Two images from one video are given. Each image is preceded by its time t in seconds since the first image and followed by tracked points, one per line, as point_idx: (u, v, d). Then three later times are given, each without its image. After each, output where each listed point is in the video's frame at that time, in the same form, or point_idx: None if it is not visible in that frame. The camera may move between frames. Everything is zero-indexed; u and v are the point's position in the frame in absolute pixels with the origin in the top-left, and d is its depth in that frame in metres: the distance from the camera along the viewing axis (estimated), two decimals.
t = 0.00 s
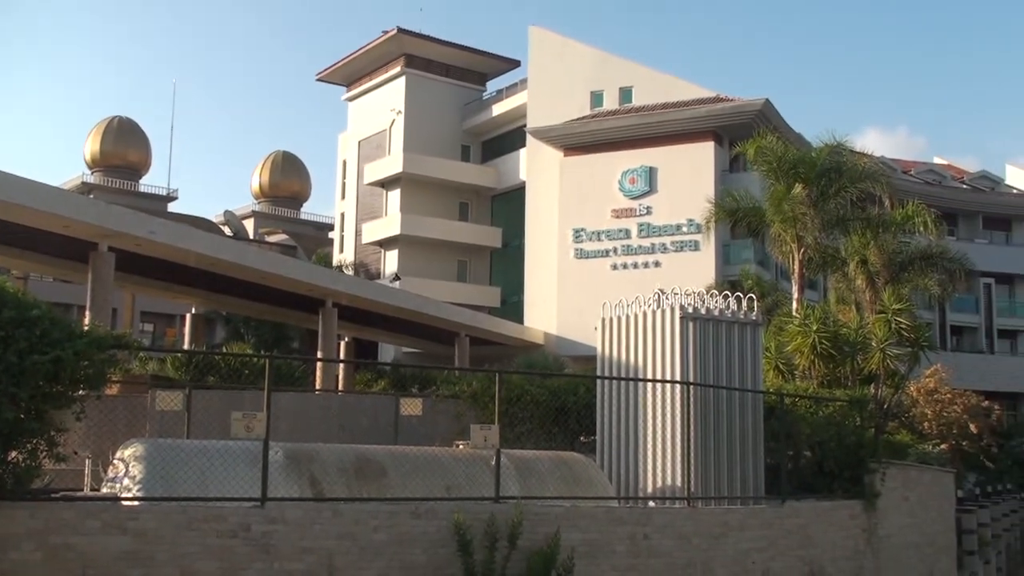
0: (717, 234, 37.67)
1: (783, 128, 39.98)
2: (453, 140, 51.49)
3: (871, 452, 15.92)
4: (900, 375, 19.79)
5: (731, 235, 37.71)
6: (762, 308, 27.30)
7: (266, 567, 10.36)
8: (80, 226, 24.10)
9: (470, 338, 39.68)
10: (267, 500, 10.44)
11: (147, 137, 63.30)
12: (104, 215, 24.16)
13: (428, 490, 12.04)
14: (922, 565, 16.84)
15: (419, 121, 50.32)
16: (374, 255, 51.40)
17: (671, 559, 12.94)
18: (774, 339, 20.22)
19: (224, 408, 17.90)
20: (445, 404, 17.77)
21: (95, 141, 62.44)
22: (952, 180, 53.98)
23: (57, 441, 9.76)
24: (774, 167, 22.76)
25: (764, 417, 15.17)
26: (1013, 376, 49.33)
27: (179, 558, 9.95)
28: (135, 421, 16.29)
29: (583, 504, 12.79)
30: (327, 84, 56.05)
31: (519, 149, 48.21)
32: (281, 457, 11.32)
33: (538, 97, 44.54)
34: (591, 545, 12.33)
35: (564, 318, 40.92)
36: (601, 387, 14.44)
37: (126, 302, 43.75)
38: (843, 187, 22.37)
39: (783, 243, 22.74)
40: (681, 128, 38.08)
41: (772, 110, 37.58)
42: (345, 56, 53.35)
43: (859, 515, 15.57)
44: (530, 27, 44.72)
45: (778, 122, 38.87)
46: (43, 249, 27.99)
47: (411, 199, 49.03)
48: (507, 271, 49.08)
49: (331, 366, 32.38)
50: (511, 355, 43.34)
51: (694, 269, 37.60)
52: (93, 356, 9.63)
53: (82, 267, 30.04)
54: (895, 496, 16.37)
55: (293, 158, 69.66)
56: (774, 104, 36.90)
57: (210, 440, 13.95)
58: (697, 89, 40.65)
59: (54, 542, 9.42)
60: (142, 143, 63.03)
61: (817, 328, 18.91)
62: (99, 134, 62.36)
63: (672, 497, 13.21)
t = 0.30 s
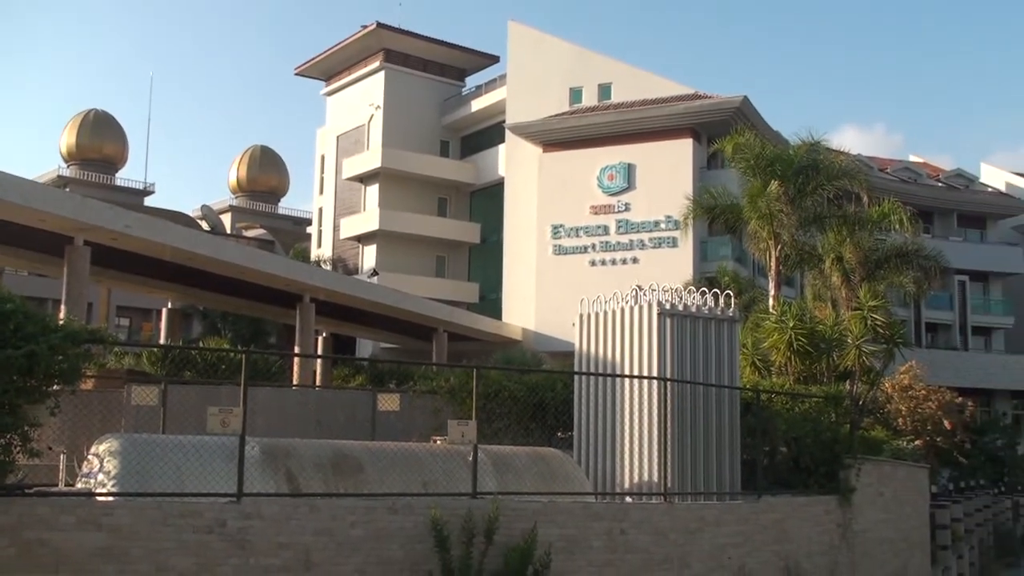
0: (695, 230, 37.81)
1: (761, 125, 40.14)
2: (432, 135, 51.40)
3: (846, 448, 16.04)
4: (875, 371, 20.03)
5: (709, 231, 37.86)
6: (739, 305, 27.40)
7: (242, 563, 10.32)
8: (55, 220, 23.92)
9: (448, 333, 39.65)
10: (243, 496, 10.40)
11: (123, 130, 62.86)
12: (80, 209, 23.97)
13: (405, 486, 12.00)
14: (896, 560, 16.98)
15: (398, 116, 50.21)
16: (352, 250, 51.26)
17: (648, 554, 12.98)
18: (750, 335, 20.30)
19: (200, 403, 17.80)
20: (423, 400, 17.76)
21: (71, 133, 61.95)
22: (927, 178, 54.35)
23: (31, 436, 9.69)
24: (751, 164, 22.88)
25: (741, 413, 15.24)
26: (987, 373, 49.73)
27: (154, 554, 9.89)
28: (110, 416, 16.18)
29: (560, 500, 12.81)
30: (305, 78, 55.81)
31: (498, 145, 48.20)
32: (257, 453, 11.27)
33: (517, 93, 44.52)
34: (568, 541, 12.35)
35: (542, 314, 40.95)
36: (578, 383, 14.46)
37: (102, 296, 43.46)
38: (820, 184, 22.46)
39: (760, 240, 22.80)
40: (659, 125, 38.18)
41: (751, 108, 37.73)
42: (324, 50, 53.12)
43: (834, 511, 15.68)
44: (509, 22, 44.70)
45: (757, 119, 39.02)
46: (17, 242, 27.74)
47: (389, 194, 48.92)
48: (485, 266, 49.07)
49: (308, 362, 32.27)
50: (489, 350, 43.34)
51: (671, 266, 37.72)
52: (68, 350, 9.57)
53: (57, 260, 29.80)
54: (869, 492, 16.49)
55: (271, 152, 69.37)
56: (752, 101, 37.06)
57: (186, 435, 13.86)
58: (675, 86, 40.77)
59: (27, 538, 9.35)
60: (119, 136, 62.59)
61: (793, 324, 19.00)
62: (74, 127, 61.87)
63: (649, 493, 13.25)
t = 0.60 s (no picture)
0: (678, 230, 37.91)
1: (743, 125, 40.29)
2: (415, 133, 51.32)
3: (826, 447, 16.11)
4: (856, 370, 20.11)
5: (692, 230, 37.97)
6: (721, 305, 27.46)
7: (223, 562, 10.29)
8: (35, 217, 23.73)
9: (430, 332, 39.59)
10: (224, 495, 10.36)
11: (104, 127, 62.50)
12: (60, 206, 23.80)
13: (387, 485, 11.98)
14: (877, 559, 17.08)
15: (381, 114, 50.12)
16: (334, 248, 51.12)
17: (630, 553, 13.00)
18: (732, 334, 20.34)
19: (181, 401, 17.72)
20: (405, 399, 17.71)
21: (51, 130, 61.57)
22: (908, 178, 54.64)
23: (10, 434, 9.64)
24: (734, 164, 22.98)
25: (723, 413, 15.28)
26: (967, 373, 50.06)
27: (135, 554, 9.84)
28: (90, 414, 16.08)
29: (542, 499, 12.83)
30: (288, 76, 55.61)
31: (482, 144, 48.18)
32: (238, 452, 11.23)
33: (501, 91, 44.49)
34: (550, 540, 12.36)
35: (524, 313, 40.96)
36: (561, 381, 14.47)
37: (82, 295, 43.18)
38: (802, 184, 22.55)
39: (742, 240, 22.86)
40: (642, 124, 38.24)
41: (733, 107, 37.87)
42: (306, 48, 52.96)
43: (815, 510, 15.75)
44: (493, 20, 44.69)
45: (739, 119, 39.16)
46: None
47: (372, 193, 48.83)
48: (468, 265, 49.02)
49: (290, 360, 32.16)
50: (472, 349, 43.30)
51: (654, 265, 37.82)
52: (47, 348, 9.50)
53: (36, 258, 29.59)
54: (851, 491, 16.57)
55: (254, 150, 69.13)
56: (735, 101, 37.20)
57: (166, 434, 13.80)
58: (659, 86, 40.86)
59: (6, 537, 9.28)
60: (100, 133, 62.23)
61: (775, 324, 19.07)
62: (55, 124, 61.48)
63: (631, 492, 13.28)
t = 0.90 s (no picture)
0: (662, 232, 37.99)
1: (727, 128, 40.43)
2: (400, 135, 51.27)
3: (809, 449, 16.17)
4: (839, 373, 20.19)
5: (675, 233, 38.06)
6: (705, 307, 27.53)
7: (206, 564, 10.26)
8: (16, 218, 23.59)
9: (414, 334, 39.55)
10: (207, 497, 10.33)
11: (87, 128, 62.21)
12: (42, 208, 23.67)
13: (370, 487, 11.96)
14: (858, 561, 17.15)
15: (366, 116, 50.07)
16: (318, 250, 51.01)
17: (614, 555, 13.02)
18: (715, 336, 20.39)
19: (165, 404, 17.66)
20: (389, 401, 17.67)
21: (33, 131, 61.23)
22: (891, 182, 54.91)
23: None
24: (717, 167, 23.10)
25: (706, 415, 15.32)
26: (949, 375, 50.36)
27: (117, 556, 9.80)
28: (71, 418, 15.97)
29: (525, 501, 12.83)
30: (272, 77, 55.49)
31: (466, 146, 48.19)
32: (221, 454, 11.20)
33: (485, 94, 44.51)
34: (534, 542, 12.37)
35: (508, 315, 40.95)
36: (545, 384, 14.47)
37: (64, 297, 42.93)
38: (785, 186, 22.70)
39: (726, 242, 22.99)
40: (626, 126, 38.33)
41: (717, 111, 38.01)
42: (291, 49, 52.85)
43: (798, 511, 15.82)
44: (477, 23, 44.73)
45: (723, 122, 39.30)
46: None
47: (356, 195, 48.77)
48: (452, 267, 48.99)
49: (274, 363, 32.05)
50: (456, 351, 43.27)
51: (638, 267, 37.90)
52: (29, 351, 9.46)
53: (18, 260, 29.42)
54: (833, 493, 16.65)
55: (237, 151, 68.92)
56: (718, 104, 37.33)
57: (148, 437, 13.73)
58: (643, 89, 40.97)
59: None
60: (82, 134, 61.94)
61: (758, 326, 19.16)
62: (37, 125, 61.15)
63: (614, 494, 13.31)
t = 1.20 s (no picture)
0: (651, 232, 38.02)
1: (717, 127, 40.51)
2: (389, 133, 51.22)
3: (797, 448, 16.22)
4: (827, 372, 20.27)
5: (665, 233, 38.09)
6: (695, 306, 27.57)
7: (194, 563, 10.23)
8: (5, 215, 23.50)
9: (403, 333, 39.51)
10: (196, 495, 10.31)
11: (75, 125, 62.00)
12: (30, 204, 23.56)
13: (360, 486, 11.96)
14: (846, 559, 17.21)
15: (356, 113, 50.00)
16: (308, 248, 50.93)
17: (602, 554, 13.04)
18: (704, 335, 20.44)
19: (153, 401, 17.62)
20: (378, 400, 17.62)
21: (21, 128, 60.99)
22: (879, 182, 55.08)
23: None
24: (706, 166, 23.16)
25: (695, 414, 15.36)
26: (936, 374, 50.54)
27: (105, 555, 9.77)
28: (60, 416, 15.88)
29: (514, 500, 12.84)
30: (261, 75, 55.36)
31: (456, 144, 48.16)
32: (210, 452, 11.18)
33: (475, 92, 44.47)
34: (522, 540, 12.37)
35: (498, 314, 40.94)
36: (534, 383, 14.48)
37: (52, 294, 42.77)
38: (775, 186, 22.79)
39: (715, 242, 23.07)
40: (617, 125, 38.37)
41: (706, 110, 38.09)
42: (280, 46, 52.74)
43: (786, 510, 15.86)
44: (467, 21, 44.71)
45: (712, 121, 39.38)
46: None
47: (346, 192, 48.70)
48: (442, 265, 48.96)
49: (263, 361, 31.99)
50: (446, 350, 43.24)
51: (627, 266, 37.94)
52: (16, 348, 9.44)
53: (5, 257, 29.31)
54: (820, 491, 16.70)
55: (227, 149, 68.78)
56: (708, 104, 37.41)
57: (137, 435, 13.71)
58: (633, 88, 41.02)
59: None
60: (71, 131, 61.73)
61: (747, 325, 19.23)
62: (25, 121, 60.92)
63: (603, 493, 13.34)
